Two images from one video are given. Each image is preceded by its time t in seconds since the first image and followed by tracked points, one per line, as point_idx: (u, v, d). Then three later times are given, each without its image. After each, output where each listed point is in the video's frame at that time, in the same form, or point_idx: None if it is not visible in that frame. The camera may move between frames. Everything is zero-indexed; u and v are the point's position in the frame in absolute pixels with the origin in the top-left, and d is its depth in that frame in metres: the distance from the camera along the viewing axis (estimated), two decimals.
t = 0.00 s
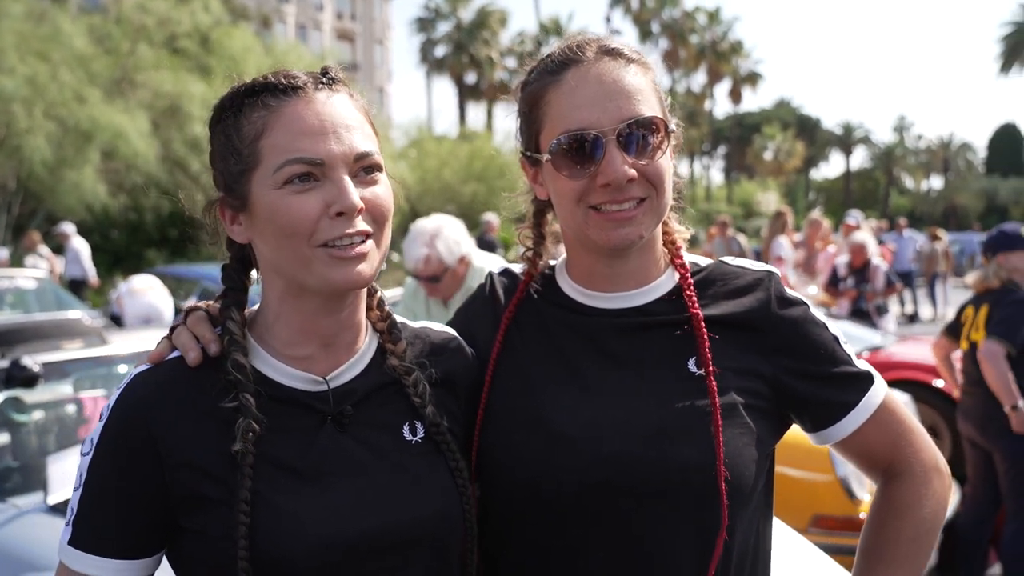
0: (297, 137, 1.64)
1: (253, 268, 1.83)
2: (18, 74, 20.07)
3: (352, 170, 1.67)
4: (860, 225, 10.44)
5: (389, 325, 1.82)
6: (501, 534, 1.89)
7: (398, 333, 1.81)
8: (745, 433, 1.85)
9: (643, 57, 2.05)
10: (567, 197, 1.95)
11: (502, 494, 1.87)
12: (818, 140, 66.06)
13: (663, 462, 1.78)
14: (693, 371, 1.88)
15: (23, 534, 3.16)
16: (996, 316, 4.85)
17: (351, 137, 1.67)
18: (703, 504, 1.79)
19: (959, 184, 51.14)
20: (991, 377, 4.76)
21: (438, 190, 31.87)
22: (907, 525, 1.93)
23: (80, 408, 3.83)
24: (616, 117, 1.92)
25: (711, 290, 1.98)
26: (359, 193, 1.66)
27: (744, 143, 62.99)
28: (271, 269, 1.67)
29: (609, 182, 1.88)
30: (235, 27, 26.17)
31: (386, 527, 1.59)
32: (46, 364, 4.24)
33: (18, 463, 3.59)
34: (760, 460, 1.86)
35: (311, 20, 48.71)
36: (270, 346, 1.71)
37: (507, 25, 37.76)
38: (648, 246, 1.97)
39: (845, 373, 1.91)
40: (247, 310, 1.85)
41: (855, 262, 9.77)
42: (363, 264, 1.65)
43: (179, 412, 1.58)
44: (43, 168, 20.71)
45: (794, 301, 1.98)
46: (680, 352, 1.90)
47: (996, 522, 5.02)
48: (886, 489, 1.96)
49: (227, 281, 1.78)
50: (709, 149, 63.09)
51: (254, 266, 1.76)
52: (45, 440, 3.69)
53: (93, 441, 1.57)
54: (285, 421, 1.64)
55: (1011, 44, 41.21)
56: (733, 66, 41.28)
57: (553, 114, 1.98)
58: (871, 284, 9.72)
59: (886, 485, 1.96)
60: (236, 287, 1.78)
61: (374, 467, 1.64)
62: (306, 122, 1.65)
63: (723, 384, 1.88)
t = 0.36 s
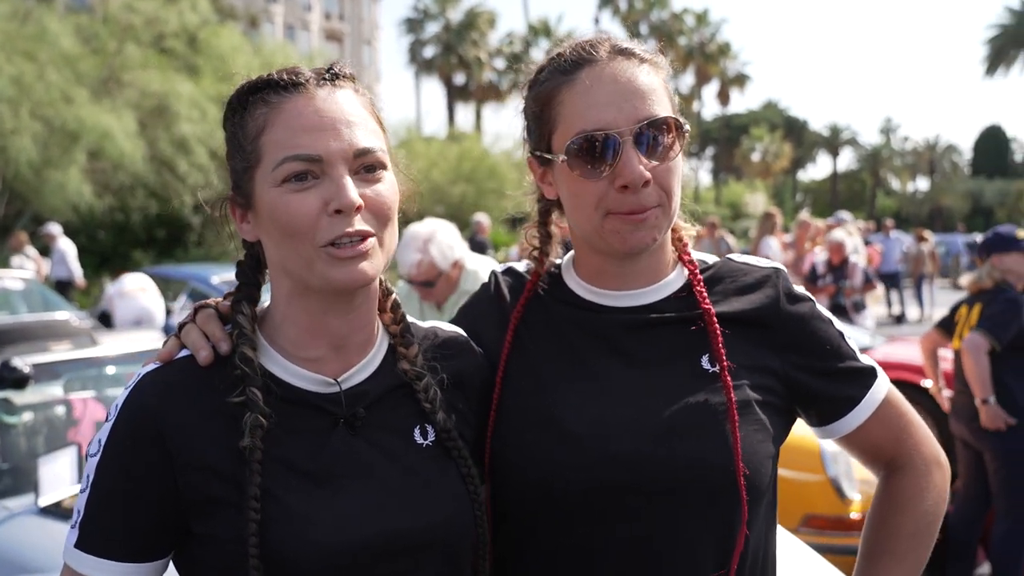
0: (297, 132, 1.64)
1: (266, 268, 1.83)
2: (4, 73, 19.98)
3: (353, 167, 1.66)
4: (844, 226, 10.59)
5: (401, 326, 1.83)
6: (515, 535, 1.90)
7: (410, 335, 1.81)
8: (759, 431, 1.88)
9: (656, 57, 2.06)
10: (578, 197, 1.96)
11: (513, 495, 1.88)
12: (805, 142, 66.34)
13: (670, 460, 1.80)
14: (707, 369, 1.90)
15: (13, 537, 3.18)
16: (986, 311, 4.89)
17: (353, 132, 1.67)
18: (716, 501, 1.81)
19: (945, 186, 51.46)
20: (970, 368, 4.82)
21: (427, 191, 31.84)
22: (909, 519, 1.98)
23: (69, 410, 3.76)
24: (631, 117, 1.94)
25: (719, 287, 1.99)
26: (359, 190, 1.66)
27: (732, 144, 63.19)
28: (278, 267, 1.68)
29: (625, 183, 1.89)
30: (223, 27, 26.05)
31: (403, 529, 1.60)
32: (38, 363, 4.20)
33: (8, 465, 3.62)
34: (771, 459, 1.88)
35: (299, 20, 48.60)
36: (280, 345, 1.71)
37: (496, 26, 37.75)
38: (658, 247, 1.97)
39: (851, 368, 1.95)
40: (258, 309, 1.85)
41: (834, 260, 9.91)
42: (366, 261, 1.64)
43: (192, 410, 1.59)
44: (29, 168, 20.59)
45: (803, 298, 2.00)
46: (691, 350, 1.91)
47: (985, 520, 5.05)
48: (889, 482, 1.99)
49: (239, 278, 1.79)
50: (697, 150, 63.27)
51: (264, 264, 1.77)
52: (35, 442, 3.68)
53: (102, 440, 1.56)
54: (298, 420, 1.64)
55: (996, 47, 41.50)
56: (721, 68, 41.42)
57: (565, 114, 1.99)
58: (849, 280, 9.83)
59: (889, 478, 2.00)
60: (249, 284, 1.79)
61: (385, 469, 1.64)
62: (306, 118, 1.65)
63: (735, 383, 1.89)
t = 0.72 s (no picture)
0: (309, 138, 1.65)
1: (270, 270, 1.83)
2: None
3: (365, 172, 1.67)
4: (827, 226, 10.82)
5: (405, 328, 1.83)
6: (519, 534, 1.91)
7: (413, 335, 1.82)
8: (767, 434, 1.89)
9: (668, 62, 2.08)
10: (589, 202, 1.97)
11: (518, 495, 1.89)
12: (795, 145, 66.58)
13: (676, 466, 1.80)
14: (717, 371, 1.91)
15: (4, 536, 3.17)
16: (978, 314, 4.92)
17: (364, 137, 1.67)
18: (725, 506, 1.83)
19: (933, 190, 51.73)
20: (957, 365, 4.85)
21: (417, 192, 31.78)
22: (910, 522, 2.03)
23: (60, 409, 3.82)
24: (644, 122, 1.96)
25: (727, 289, 2.01)
26: (372, 195, 1.67)
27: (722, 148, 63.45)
28: (287, 271, 1.68)
29: (639, 189, 1.90)
30: (213, 28, 26.03)
31: (410, 533, 1.61)
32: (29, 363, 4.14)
33: None
34: (777, 459, 1.89)
35: (290, 20, 48.64)
36: (286, 348, 1.72)
37: (487, 28, 37.76)
38: (668, 251, 1.98)
39: (856, 372, 1.98)
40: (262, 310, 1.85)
41: (824, 260, 10.06)
42: (382, 265, 1.65)
43: (198, 413, 1.59)
44: (17, 167, 20.48)
45: (808, 301, 2.03)
46: (701, 353, 1.92)
47: (973, 521, 5.08)
48: (889, 485, 2.05)
49: (241, 282, 1.79)
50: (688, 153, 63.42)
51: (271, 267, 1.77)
52: (24, 443, 3.68)
53: (106, 444, 1.57)
54: (305, 423, 1.65)
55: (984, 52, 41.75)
56: (712, 71, 41.51)
57: (577, 119, 2.00)
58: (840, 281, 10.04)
59: (890, 480, 2.05)
60: (253, 288, 1.79)
61: (388, 474, 1.65)
62: (318, 123, 1.66)
63: (743, 384, 1.90)
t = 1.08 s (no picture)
0: (322, 126, 1.63)
1: (257, 258, 1.82)
2: None
3: (375, 162, 1.66)
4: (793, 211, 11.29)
5: (390, 318, 1.84)
6: (501, 522, 1.92)
7: (399, 326, 1.83)
8: (741, 419, 1.94)
9: (657, 52, 2.09)
10: (577, 188, 1.98)
11: (500, 483, 1.90)
12: (773, 136, 66.90)
13: (661, 457, 1.84)
14: (694, 359, 1.93)
15: None
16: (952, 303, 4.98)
17: (374, 129, 1.66)
18: (700, 492, 1.86)
19: (909, 181, 52.17)
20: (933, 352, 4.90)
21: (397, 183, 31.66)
22: (882, 458, 2.14)
23: (36, 401, 3.82)
24: (630, 110, 1.98)
25: (707, 279, 2.04)
26: (381, 184, 1.66)
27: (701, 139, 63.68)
28: (285, 258, 1.67)
29: (620, 175, 1.92)
30: (189, 17, 25.79)
31: (393, 515, 1.62)
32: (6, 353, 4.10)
33: None
34: (749, 448, 1.93)
35: (267, 9, 48.31)
36: (273, 337, 1.72)
37: (466, 18, 37.61)
38: (649, 239, 2.00)
39: (827, 346, 2.04)
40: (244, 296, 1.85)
41: (814, 248, 10.53)
42: (381, 258, 1.65)
43: (186, 406, 1.58)
44: None
45: (785, 286, 2.08)
46: (681, 342, 1.95)
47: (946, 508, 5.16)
48: (858, 432, 2.16)
49: (228, 270, 1.77)
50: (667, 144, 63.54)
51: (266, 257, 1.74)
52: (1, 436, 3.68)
53: (91, 434, 1.55)
54: (287, 409, 1.65)
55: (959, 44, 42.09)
56: (692, 63, 41.58)
57: (566, 103, 2.01)
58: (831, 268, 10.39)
59: (860, 429, 2.16)
60: (239, 277, 1.77)
61: (376, 462, 1.66)
62: (331, 111, 1.64)
63: (720, 375, 1.94)
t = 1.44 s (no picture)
0: (320, 134, 1.65)
1: (260, 265, 1.84)
2: None
3: (374, 171, 1.68)
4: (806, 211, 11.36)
5: (396, 325, 1.86)
6: (504, 527, 1.93)
7: (403, 333, 1.84)
8: (745, 429, 1.93)
9: (665, 60, 2.10)
10: (580, 191, 2.00)
11: (503, 492, 1.91)
12: (785, 142, 66.75)
13: (663, 466, 1.84)
14: (698, 369, 1.94)
15: None
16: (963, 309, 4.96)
17: (374, 138, 1.68)
18: (703, 501, 1.86)
19: (923, 186, 51.99)
20: (945, 359, 4.88)
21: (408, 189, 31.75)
22: (878, 491, 2.09)
23: (49, 407, 3.79)
24: (637, 114, 1.99)
25: (710, 286, 2.04)
26: (380, 193, 1.67)
27: (713, 145, 63.60)
28: (285, 265, 1.68)
29: (627, 179, 1.93)
30: (202, 26, 25.98)
31: (402, 512, 1.64)
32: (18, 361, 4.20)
33: None
34: (753, 458, 1.93)
35: (280, 17, 48.62)
36: (276, 343, 1.73)
37: (477, 25, 37.72)
38: (655, 246, 2.01)
39: (833, 361, 2.03)
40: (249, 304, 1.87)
41: (839, 254, 10.56)
42: (381, 269, 1.66)
43: (188, 416, 1.59)
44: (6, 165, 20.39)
45: (788, 296, 2.07)
46: (684, 351, 1.95)
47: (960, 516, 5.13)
48: (857, 462, 2.12)
49: (232, 278, 1.79)
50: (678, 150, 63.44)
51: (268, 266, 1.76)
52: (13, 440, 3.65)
53: (93, 438, 1.57)
54: (290, 412, 1.66)
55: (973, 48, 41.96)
56: (703, 69, 41.59)
57: (574, 107, 2.02)
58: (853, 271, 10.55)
59: (860, 459, 2.12)
60: (242, 284, 1.79)
61: (379, 466, 1.67)
62: (329, 121, 1.66)
63: (723, 384, 1.93)
